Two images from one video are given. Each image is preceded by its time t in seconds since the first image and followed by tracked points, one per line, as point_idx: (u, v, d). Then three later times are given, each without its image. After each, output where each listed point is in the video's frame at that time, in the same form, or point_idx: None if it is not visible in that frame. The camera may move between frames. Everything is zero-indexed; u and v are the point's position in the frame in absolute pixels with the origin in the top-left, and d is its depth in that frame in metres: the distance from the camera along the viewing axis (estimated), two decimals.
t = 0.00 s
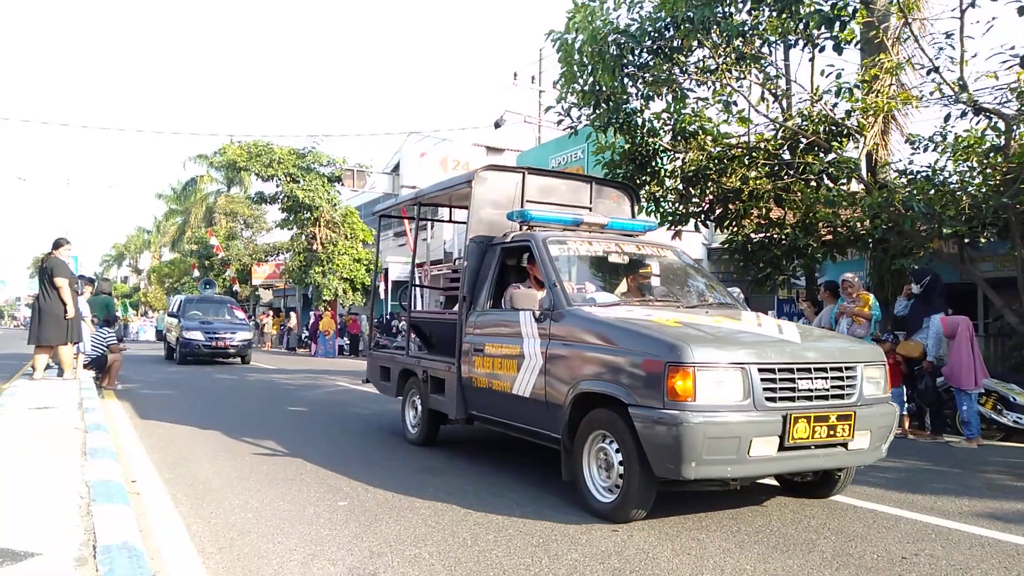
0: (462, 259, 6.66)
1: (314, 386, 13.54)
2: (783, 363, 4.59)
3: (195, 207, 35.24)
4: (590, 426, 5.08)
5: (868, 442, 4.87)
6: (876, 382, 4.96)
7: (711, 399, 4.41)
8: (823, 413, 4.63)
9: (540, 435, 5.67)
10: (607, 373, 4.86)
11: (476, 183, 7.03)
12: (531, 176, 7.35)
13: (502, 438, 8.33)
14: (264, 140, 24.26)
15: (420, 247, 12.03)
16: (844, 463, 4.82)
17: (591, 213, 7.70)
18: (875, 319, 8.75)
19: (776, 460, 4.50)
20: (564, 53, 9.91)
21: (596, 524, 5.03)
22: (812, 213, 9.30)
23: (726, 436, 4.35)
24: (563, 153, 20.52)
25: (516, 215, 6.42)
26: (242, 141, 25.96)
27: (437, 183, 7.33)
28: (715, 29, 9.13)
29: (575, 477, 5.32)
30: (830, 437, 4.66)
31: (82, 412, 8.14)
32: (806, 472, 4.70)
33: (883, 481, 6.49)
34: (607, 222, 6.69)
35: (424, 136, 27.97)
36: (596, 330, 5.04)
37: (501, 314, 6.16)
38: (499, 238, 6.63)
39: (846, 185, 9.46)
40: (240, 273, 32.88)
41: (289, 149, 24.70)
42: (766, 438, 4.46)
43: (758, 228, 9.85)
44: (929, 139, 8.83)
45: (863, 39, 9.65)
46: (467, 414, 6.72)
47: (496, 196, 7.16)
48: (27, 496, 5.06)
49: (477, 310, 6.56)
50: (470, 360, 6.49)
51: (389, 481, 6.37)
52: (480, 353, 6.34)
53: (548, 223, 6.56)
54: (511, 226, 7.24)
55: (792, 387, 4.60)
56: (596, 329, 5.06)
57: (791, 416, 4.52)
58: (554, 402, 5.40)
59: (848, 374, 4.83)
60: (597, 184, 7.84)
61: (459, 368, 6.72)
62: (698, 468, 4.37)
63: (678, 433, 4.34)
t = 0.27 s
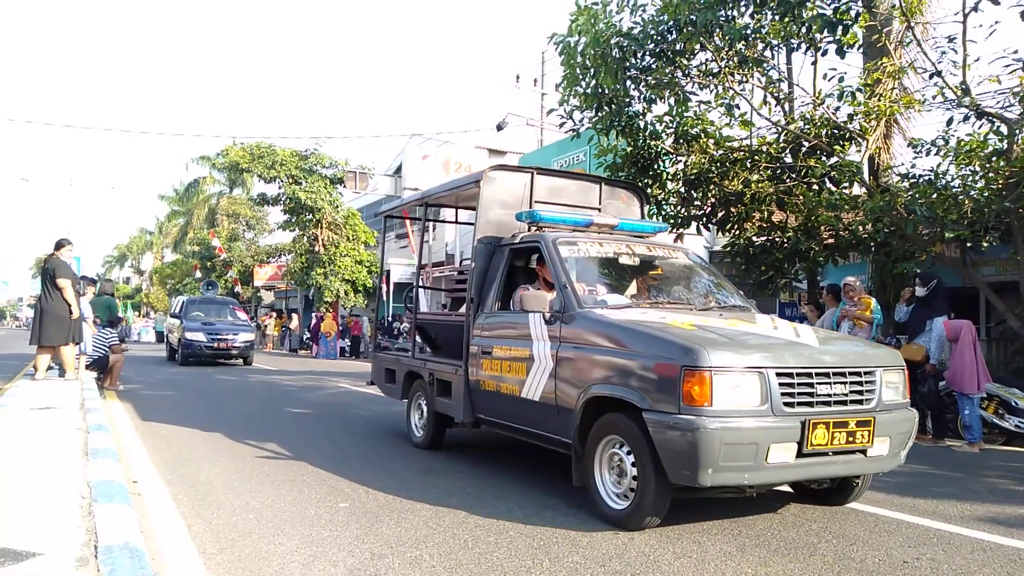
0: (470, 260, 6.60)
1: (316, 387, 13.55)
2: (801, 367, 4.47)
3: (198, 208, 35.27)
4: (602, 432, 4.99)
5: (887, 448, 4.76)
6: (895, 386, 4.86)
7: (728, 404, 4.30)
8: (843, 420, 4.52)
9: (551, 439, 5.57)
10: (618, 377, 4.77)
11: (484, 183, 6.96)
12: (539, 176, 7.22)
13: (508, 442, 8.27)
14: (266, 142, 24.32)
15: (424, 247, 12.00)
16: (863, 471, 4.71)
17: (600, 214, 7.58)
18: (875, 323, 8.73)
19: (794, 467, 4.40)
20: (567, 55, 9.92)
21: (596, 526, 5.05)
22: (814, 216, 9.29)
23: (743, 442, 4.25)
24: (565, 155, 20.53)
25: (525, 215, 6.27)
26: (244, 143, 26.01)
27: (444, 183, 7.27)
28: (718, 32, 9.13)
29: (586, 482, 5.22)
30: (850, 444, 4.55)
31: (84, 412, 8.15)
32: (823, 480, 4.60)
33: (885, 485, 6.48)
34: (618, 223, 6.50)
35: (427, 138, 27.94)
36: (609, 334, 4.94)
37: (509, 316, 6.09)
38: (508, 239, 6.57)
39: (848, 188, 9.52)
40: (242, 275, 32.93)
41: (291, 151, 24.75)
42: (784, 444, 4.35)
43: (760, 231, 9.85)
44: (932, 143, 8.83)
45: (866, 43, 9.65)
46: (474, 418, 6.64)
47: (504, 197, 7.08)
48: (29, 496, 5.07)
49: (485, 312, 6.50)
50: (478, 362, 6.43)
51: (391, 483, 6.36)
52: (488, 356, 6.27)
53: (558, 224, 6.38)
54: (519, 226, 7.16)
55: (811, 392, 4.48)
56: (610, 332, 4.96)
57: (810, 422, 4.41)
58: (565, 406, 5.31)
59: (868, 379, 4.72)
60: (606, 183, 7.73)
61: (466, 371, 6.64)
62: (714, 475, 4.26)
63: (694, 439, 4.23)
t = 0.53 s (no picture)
0: (480, 261, 6.54)
1: (320, 388, 13.55)
2: (823, 369, 4.39)
3: (202, 209, 35.32)
4: (617, 436, 4.88)
5: (910, 453, 4.68)
6: (918, 389, 4.78)
7: (749, 407, 4.22)
8: (867, 424, 4.44)
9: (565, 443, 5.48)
10: (634, 379, 4.69)
11: (494, 182, 6.87)
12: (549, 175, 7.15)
13: (518, 446, 8.21)
14: (270, 143, 24.40)
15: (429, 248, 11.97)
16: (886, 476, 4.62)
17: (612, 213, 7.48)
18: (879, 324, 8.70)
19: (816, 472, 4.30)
20: (570, 56, 9.91)
21: (600, 528, 5.06)
22: (818, 217, 9.27)
23: (765, 446, 4.15)
24: (568, 157, 20.53)
25: (536, 215, 6.21)
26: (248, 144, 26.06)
27: (453, 182, 7.19)
28: (721, 33, 9.12)
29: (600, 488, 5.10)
30: (873, 449, 4.47)
31: (88, 413, 8.16)
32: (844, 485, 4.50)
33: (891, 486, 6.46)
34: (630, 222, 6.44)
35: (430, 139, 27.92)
36: (625, 335, 4.85)
37: (520, 317, 6.02)
38: (518, 238, 6.50)
39: (852, 189, 9.41)
40: (246, 276, 32.98)
41: (295, 152, 24.81)
42: (806, 449, 4.25)
43: (764, 232, 9.79)
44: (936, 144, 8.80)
45: (870, 43, 9.63)
46: (484, 420, 6.59)
47: (514, 196, 6.99)
48: (34, 497, 5.08)
49: (494, 313, 6.43)
50: (488, 364, 6.36)
51: (396, 485, 6.34)
52: (498, 358, 6.19)
53: (569, 223, 6.31)
54: (529, 226, 7.07)
55: (833, 395, 4.40)
56: (627, 333, 4.86)
57: (833, 426, 4.32)
58: (579, 409, 5.22)
59: (891, 383, 4.64)
60: (617, 182, 7.66)
61: (476, 373, 6.59)
62: (736, 480, 4.16)
63: (715, 442, 4.14)
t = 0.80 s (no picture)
0: (486, 264, 6.48)
1: (319, 392, 13.54)
2: (843, 375, 4.32)
3: (202, 213, 35.32)
4: (629, 444, 4.80)
5: (932, 461, 4.61)
6: (939, 396, 4.72)
7: (768, 414, 4.14)
8: (888, 431, 4.38)
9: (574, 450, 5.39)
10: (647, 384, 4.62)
11: (501, 183, 6.78)
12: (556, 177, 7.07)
13: (523, 451, 8.13)
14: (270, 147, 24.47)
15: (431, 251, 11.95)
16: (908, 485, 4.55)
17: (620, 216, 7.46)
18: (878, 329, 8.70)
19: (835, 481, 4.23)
20: (570, 60, 9.93)
21: (599, 533, 5.07)
22: (817, 221, 9.27)
23: (784, 454, 4.08)
24: (567, 161, 20.55)
25: (544, 216, 6.10)
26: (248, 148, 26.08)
27: (459, 184, 7.12)
28: (720, 37, 9.14)
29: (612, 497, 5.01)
30: (894, 456, 4.40)
31: (88, 417, 8.15)
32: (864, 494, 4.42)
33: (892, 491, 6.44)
34: (640, 224, 6.29)
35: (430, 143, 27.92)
36: (638, 340, 4.78)
37: (528, 321, 5.95)
38: (525, 241, 6.44)
39: (851, 194, 9.42)
40: (245, 279, 33.00)
41: (295, 156, 24.86)
42: (825, 457, 4.19)
43: (763, 236, 9.75)
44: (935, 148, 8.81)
45: (869, 48, 9.65)
46: (490, 426, 6.51)
47: (521, 197, 6.90)
48: (33, 501, 5.08)
49: (501, 317, 6.37)
50: (495, 369, 6.29)
51: (396, 489, 6.33)
52: (506, 363, 6.12)
53: (577, 225, 6.20)
54: (536, 228, 6.99)
55: (854, 401, 4.34)
56: (639, 339, 4.79)
57: (854, 433, 4.26)
58: (590, 415, 5.14)
59: (911, 389, 4.58)
60: (625, 184, 7.60)
61: (482, 378, 6.51)
62: (754, 489, 4.09)
63: (733, 450, 4.06)
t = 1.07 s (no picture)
0: (496, 262, 6.40)
1: (323, 392, 13.55)
2: (869, 376, 4.21)
3: (205, 214, 35.38)
4: (647, 446, 4.70)
5: (960, 464, 4.48)
6: (966, 397, 4.59)
7: (793, 416, 4.03)
8: (915, 434, 4.26)
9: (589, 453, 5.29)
10: (665, 385, 4.52)
11: (511, 181, 6.68)
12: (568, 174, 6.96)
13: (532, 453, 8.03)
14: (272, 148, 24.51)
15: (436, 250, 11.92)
16: (935, 489, 4.42)
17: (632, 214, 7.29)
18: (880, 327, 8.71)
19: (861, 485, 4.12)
20: (572, 60, 9.93)
21: (602, 533, 5.07)
22: (820, 220, 9.26)
23: (810, 458, 3.97)
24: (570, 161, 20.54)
25: (555, 215, 6.10)
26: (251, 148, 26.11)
27: (467, 182, 7.04)
28: (723, 37, 9.13)
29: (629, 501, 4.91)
30: (921, 460, 4.28)
31: (92, 417, 8.17)
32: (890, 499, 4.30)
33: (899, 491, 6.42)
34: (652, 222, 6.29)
35: (432, 143, 27.89)
36: (654, 340, 4.69)
37: (540, 321, 5.86)
38: (536, 239, 6.36)
39: (854, 193, 9.44)
40: (249, 279, 33.06)
41: (298, 157, 24.89)
42: (852, 461, 4.07)
43: (766, 236, 9.78)
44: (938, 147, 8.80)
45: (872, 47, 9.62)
46: (501, 427, 6.40)
47: (530, 195, 6.81)
48: (36, 501, 5.09)
49: (512, 317, 6.28)
50: (506, 369, 6.19)
51: (400, 490, 6.32)
52: (518, 364, 6.03)
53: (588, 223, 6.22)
54: (547, 227, 6.87)
55: (880, 403, 4.22)
56: (657, 339, 4.69)
57: (881, 436, 4.13)
58: (606, 417, 5.05)
59: (937, 390, 4.47)
60: (636, 181, 7.48)
61: (493, 379, 6.41)
62: (777, 494, 3.98)
63: (756, 454, 3.95)
